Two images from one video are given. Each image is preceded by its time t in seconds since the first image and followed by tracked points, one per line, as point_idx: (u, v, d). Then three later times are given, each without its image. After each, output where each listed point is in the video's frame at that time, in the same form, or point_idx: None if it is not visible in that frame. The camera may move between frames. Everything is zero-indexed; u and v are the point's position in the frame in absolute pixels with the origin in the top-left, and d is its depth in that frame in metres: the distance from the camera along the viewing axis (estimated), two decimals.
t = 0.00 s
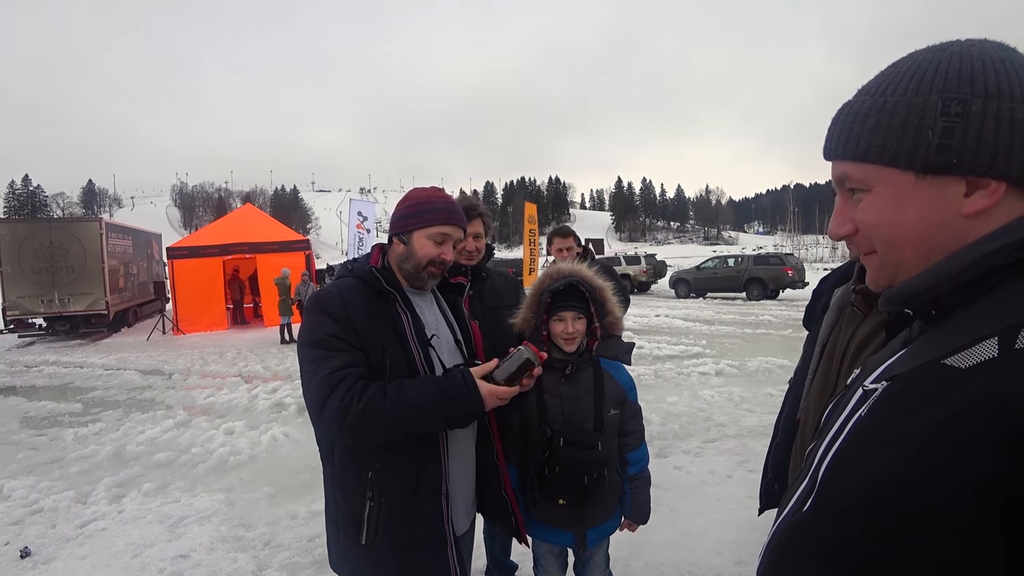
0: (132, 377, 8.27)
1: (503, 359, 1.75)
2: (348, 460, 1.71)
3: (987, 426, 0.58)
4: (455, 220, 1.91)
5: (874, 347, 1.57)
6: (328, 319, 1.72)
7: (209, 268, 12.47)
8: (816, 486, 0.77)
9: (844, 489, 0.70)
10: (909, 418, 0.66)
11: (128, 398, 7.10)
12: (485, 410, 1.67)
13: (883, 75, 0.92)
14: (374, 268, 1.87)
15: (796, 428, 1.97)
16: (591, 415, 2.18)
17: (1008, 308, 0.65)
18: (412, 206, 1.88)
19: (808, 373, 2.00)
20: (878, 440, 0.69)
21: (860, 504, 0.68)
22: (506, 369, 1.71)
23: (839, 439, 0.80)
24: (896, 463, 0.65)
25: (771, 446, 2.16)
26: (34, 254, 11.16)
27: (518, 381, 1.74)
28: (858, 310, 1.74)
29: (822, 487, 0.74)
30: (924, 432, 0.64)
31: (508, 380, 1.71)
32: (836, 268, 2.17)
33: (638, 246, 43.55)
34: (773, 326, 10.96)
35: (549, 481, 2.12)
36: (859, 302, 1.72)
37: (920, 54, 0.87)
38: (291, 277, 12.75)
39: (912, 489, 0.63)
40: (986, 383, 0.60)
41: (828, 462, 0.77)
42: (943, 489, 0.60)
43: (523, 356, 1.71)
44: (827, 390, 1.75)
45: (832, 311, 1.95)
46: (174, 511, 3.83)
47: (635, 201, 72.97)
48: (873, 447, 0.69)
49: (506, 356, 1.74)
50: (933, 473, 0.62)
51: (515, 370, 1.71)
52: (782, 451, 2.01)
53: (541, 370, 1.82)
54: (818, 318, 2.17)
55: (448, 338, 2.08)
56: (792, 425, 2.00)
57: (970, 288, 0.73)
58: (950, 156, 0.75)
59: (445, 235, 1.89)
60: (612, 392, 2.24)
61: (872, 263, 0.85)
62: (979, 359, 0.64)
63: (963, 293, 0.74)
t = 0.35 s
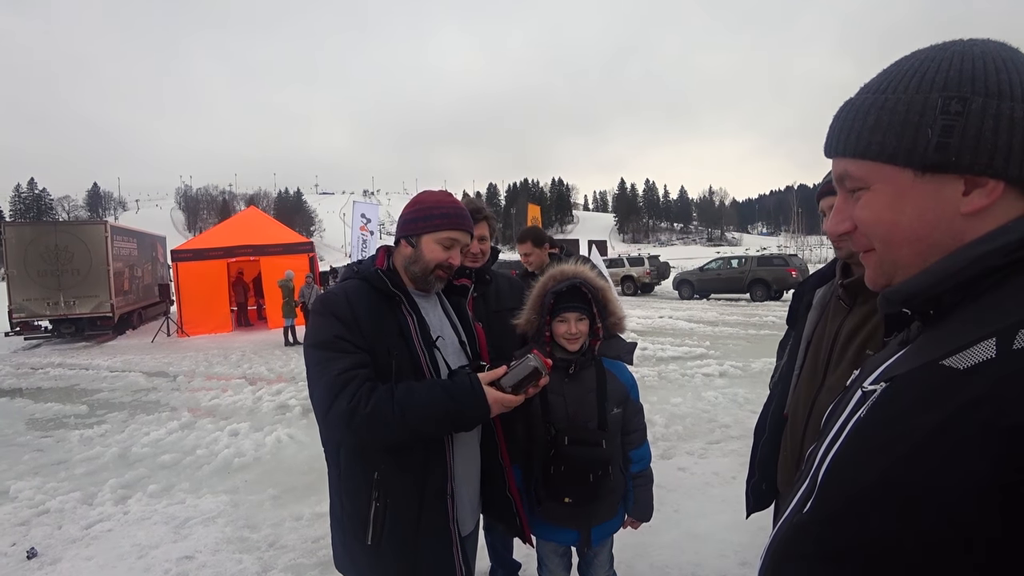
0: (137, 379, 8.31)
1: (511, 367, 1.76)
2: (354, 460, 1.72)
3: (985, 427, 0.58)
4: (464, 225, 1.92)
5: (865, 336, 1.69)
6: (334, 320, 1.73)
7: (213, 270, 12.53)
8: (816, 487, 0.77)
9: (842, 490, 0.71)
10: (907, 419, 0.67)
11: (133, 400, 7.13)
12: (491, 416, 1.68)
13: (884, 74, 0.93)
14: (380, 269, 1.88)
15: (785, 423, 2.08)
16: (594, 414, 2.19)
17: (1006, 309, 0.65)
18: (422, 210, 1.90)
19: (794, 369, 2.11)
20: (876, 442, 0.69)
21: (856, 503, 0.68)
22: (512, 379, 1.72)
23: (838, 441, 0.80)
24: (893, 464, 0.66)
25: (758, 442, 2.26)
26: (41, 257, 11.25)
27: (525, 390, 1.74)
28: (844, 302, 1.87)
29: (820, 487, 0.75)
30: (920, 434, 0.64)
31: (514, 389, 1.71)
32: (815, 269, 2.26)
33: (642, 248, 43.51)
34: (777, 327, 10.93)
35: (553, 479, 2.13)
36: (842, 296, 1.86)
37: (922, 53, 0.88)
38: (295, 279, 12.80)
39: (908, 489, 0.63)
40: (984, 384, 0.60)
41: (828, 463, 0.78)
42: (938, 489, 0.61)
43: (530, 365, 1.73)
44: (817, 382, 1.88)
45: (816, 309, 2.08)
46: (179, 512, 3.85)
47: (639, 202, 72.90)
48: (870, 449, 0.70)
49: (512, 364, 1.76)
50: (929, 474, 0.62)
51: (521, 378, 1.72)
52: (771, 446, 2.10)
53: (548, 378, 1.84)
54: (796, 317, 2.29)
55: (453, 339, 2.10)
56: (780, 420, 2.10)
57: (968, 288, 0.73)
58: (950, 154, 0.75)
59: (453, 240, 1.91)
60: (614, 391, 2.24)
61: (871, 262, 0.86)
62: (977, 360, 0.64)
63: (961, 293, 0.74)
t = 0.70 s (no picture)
0: (145, 380, 8.39)
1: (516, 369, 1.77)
2: (362, 460, 1.75)
3: (974, 429, 0.60)
4: (471, 228, 1.95)
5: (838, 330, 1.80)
6: (343, 322, 1.75)
7: (220, 273, 12.63)
8: (813, 485, 0.79)
9: (838, 488, 0.73)
10: (901, 418, 0.69)
11: (141, 402, 7.20)
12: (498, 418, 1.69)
13: (876, 83, 0.95)
14: (388, 272, 1.91)
15: (766, 420, 2.14)
16: (598, 413, 2.21)
17: (996, 311, 0.67)
18: (430, 213, 1.92)
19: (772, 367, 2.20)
20: (870, 441, 0.71)
21: (850, 501, 0.70)
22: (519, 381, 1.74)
23: (835, 440, 0.82)
24: (886, 463, 0.68)
25: (740, 440, 2.33)
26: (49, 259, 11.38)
27: (530, 392, 1.75)
28: (814, 302, 1.99)
29: (817, 485, 0.77)
30: (912, 433, 0.66)
31: (520, 391, 1.73)
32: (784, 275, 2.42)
33: (647, 249, 43.52)
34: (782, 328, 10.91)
35: (559, 478, 2.14)
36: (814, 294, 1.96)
37: (912, 63, 0.90)
38: (300, 281, 12.87)
39: (900, 488, 0.65)
40: (974, 386, 0.62)
41: (825, 463, 0.80)
42: (929, 487, 0.63)
43: (535, 367, 1.74)
44: (794, 377, 1.95)
45: (789, 310, 2.18)
46: (188, 513, 3.89)
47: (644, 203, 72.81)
48: (864, 449, 0.71)
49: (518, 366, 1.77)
50: (920, 474, 0.64)
51: (527, 380, 1.74)
52: (754, 442, 2.17)
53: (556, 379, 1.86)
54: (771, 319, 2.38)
55: (460, 341, 2.12)
56: (762, 417, 2.15)
57: (960, 292, 0.75)
58: (938, 162, 0.78)
59: (460, 242, 1.93)
60: (616, 391, 2.26)
61: (868, 267, 0.88)
62: (969, 361, 0.65)
63: (954, 297, 0.76)
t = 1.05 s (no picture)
0: (154, 372, 8.49)
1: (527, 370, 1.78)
2: (365, 455, 1.78)
3: (963, 434, 0.62)
4: (478, 228, 1.97)
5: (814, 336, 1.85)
6: (349, 319, 1.79)
7: (229, 267, 12.74)
8: (807, 485, 0.81)
9: (828, 490, 0.74)
10: (894, 423, 0.71)
11: (150, 392, 7.30)
12: (495, 417, 1.68)
13: (876, 93, 0.97)
14: (396, 269, 1.94)
15: (753, 425, 2.14)
16: (599, 415, 2.21)
17: (985, 320, 0.69)
18: (439, 212, 1.95)
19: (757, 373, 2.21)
20: (861, 446, 0.73)
21: (842, 502, 0.72)
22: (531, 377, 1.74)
23: (827, 445, 0.84)
24: (876, 466, 0.69)
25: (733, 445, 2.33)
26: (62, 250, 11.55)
27: (541, 392, 1.75)
28: (791, 310, 2.00)
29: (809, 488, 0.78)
30: (901, 439, 0.68)
31: (532, 389, 1.71)
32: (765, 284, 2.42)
33: (655, 251, 43.35)
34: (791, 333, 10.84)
35: (559, 479, 2.15)
36: (793, 303, 1.98)
37: (911, 75, 0.92)
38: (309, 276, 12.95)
39: (890, 491, 0.67)
40: (964, 392, 0.64)
41: (817, 467, 0.81)
42: (917, 491, 0.64)
43: (549, 367, 1.77)
44: (778, 383, 1.96)
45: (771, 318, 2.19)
46: (193, 503, 3.95)
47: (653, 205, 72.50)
48: (855, 453, 0.73)
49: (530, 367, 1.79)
50: (911, 478, 0.65)
51: (540, 379, 1.74)
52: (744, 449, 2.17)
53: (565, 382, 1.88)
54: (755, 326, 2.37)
55: (466, 339, 2.15)
56: (750, 422, 2.16)
57: (949, 300, 0.78)
58: (933, 173, 0.80)
59: (467, 242, 1.96)
60: (618, 392, 2.27)
61: (862, 272, 0.91)
62: (957, 367, 0.68)
63: (943, 305, 0.78)
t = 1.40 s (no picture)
0: (161, 371, 8.55)
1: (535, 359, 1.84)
2: (367, 455, 1.80)
3: (955, 439, 0.63)
4: (479, 228, 1.97)
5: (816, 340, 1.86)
6: (350, 321, 1.80)
7: (236, 267, 12.82)
8: (806, 488, 0.81)
9: (826, 492, 0.75)
10: (889, 426, 0.71)
11: (157, 391, 7.35)
12: (489, 387, 1.69)
13: (869, 101, 0.98)
14: (398, 271, 1.95)
15: (751, 425, 2.16)
16: (601, 418, 2.24)
17: (979, 325, 0.70)
18: (441, 213, 1.96)
19: (760, 374, 2.21)
20: (857, 447, 0.74)
21: (838, 505, 0.72)
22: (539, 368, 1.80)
23: (826, 447, 0.85)
24: (871, 468, 0.70)
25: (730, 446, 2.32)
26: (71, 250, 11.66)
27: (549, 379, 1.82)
28: (799, 311, 2.00)
29: (807, 489, 0.79)
30: (896, 441, 0.69)
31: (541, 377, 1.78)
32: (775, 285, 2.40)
33: (661, 252, 43.23)
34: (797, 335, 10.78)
35: (559, 482, 2.14)
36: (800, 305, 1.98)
37: (903, 82, 0.93)
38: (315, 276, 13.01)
39: (885, 493, 0.68)
40: (956, 396, 0.65)
41: (816, 468, 0.82)
42: (910, 494, 0.65)
43: (556, 356, 1.83)
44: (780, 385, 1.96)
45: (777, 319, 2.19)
46: (200, 501, 3.98)
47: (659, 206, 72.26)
48: (852, 455, 0.74)
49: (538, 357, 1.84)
50: (903, 479, 0.66)
51: (547, 368, 1.80)
52: (741, 449, 2.16)
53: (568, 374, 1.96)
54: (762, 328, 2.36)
55: (468, 341, 2.15)
56: (749, 423, 2.17)
57: (944, 304, 0.79)
58: (924, 179, 0.81)
59: (468, 242, 1.96)
60: (621, 396, 2.27)
61: (858, 278, 0.92)
62: (950, 372, 0.69)
63: (939, 309, 0.79)
